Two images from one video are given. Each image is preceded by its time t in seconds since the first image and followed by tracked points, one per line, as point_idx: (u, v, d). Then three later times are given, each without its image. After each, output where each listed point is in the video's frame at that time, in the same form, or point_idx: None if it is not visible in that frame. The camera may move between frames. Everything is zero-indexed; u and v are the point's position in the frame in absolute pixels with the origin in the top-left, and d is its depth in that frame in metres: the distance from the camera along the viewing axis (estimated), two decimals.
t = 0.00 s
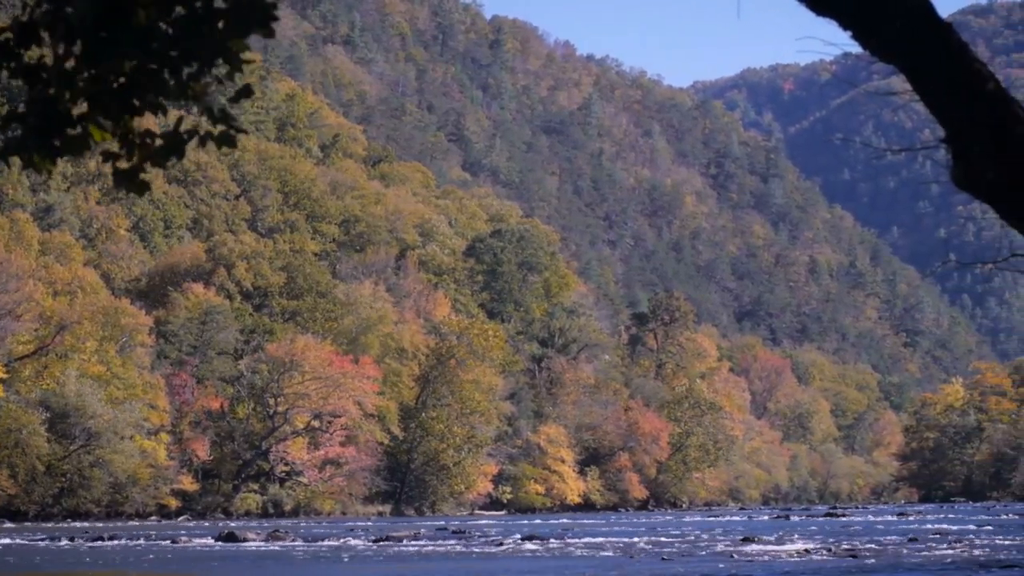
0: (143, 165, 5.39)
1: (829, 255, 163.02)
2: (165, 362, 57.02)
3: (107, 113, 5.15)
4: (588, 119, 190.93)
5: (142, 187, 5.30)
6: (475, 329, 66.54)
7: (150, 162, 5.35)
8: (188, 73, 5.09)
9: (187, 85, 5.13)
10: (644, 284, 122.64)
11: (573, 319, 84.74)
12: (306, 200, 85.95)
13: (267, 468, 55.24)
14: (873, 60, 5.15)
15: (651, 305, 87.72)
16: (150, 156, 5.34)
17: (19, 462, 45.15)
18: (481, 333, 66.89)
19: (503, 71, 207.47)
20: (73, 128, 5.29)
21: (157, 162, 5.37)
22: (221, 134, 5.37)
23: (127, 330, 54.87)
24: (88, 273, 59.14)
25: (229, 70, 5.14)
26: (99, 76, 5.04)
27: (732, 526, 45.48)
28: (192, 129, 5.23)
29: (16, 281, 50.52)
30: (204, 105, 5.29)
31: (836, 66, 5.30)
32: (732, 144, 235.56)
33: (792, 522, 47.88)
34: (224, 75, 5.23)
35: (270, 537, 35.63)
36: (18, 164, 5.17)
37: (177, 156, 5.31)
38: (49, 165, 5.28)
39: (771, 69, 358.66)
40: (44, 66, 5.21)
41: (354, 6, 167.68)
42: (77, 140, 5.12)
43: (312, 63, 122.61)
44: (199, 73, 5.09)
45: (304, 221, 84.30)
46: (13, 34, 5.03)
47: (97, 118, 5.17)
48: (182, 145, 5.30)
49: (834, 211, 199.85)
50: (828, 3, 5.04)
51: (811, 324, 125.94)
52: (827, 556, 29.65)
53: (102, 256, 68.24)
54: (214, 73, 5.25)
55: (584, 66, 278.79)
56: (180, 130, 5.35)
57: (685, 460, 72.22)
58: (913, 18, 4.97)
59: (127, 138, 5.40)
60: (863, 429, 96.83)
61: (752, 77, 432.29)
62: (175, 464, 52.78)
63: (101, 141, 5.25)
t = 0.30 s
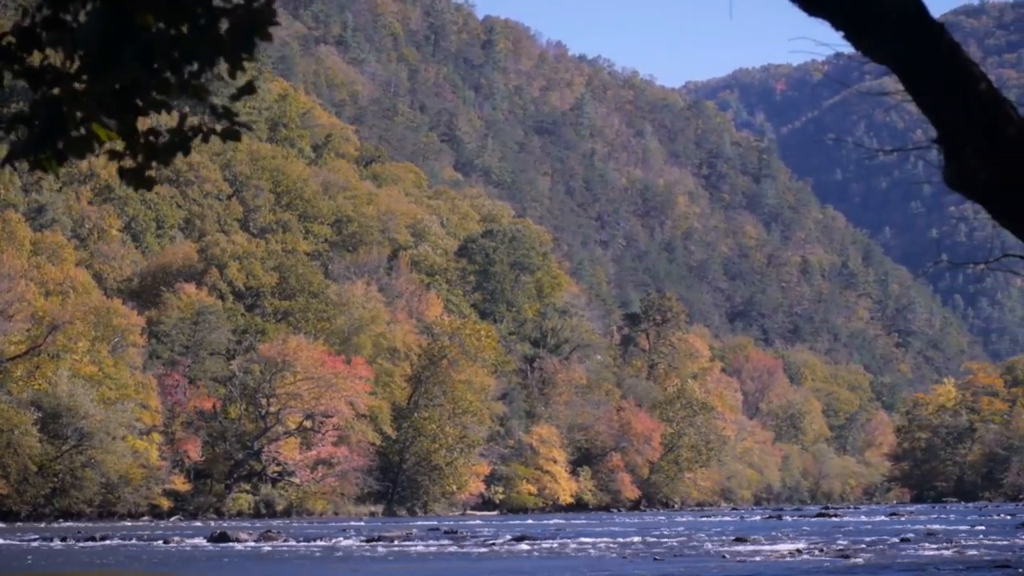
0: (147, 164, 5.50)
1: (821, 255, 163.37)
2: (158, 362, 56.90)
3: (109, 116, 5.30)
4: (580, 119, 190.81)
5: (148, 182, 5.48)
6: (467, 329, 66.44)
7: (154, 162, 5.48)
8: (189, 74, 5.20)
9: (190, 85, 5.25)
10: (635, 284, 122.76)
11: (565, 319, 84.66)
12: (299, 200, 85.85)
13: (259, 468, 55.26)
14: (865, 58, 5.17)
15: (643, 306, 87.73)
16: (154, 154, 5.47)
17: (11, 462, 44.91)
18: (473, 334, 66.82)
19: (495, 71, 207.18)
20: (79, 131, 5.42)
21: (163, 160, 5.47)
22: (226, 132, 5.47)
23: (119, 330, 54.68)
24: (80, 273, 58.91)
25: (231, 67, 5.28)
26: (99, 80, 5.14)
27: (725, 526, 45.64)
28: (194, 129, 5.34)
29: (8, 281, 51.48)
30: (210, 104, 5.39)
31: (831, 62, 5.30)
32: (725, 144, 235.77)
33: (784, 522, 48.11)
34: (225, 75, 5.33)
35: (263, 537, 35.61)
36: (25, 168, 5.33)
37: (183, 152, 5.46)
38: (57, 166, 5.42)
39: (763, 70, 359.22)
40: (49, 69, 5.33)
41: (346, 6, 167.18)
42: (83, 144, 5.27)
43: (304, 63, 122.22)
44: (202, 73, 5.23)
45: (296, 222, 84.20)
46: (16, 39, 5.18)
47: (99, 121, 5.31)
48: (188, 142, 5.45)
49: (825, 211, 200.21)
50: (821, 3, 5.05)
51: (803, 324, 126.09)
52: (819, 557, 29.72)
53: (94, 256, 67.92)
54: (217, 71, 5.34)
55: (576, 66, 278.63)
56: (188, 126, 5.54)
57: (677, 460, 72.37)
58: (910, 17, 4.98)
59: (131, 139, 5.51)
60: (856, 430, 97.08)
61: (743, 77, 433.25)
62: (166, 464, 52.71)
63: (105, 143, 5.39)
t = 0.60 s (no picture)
0: (141, 171, 5.65)
1: (810, 255, 163.70)
2: (147, 362, 56.66)
3: (104, 122, 5.47)
4: (570, 119, 190.71)
5: (142, 189, 5.59)
6: (456, 329, 66.33)
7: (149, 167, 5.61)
8: (183, 84, 5.38)
9: (184, 91, 5.37)
10: (625, 284, 122.86)
11: (555, 319, 84.50)
12: (288, 201, 85.69)
13: (249, 468, 55.15)
14: (854, 60, 5.22)
15: (633, 306, 87.81)
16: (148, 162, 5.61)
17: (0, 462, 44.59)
18: (462, 334, 66.54)
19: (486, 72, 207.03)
20: (70, 139, 5.61)
21: (156, 168, 5.60)
22: (220, 141, 5.58)
23: (109, 330, 54.48)
24: (70, 273, 58.69)
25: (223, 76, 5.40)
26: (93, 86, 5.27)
27: (715, 526, 45.74)
28: (188, 135, 5.48)
29: None
30: (202, 112, 5.51)
31: (820, 64, 5.34)
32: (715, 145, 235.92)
33: (773, 522, 48.32)
34: (217, 81, 5.46)
35: (253, 537, 35.55)
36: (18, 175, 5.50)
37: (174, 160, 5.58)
38: (49, 172, 5.58)
39: (752, 70, 360.00)
40: (39, 77, 5.47)
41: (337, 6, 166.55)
42: (75, 150, 5.42)
43: (294, 63, 121.75)
44: (194, 79, 5.35)
45: (286, 222, 84.01)
46: (8, 44, 5.34)
47: (93, 125, 5.48)
48: (178, 147, 5.53)
49: (815, 211, 200.60)
50: (809, 2, 5.09)
51: (793, 324, 126.28)
52: (809, 556, 29.79)
53: (84, 256, 67.58)
54: (210, 82, 5.47)
55: (566, 66, 278.61)
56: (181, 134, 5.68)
57: (667, 460, 72.57)
58: (898, 17, 4.99)
59: (122, 146, 5.63)
60: (845, 430, 97.45)
61: (732, 78, 434.48)
62: (157, 464, 52.54)
63: (100, 150, 5.55)
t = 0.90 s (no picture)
0: (117, 175, 5.68)
1: (799, 255, 163.94)
2: (135, 362, 56.34)
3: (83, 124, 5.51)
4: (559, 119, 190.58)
5: (118, 195, 5.60)
6: (444, 329, 66.31)
7: (124, 173, 5.65)
8: (164, 86, 5.41)
9: (163, 96, 5.42)
10: (614, 285, 122.87)
11: (543, 319, 84.42)
12: (277, 200, 85.46)
13: (237, 468, 54.94)
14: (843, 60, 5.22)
15: (621, 306, 87.82)
16: (125, 168, 5.65)
17: None
18: (450, 334, 66.61)
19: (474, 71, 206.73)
20: (48, 141, 5.63)
21: (133, 172, 5.63)
22: (195, 143, 5.63)
23: (97, 330, 54.20)
24: (58, 272, 58.35)
25: (201, 83, 5.54)
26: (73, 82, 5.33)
27: (703, 526, 45.79)
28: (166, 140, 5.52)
29: None
30: (180, 117, 5.57)
31: (806, 66, 5.37)
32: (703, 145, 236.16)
33: (760, 522, 48.41)
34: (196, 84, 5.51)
35: (241, 537, 35.41)
36: None
37: (149, 164, 5.64)
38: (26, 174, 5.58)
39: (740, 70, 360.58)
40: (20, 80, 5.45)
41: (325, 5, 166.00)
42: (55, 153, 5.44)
43: (282, 62, 121.27)
44: (174, 85, 5.42)
45: (274, 222, 83.77)
46: None
47: (71, 127, 5.51)
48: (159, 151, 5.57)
49: (803, 211, 201.00)
50: (799, 3, 5.08)
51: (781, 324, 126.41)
52: (797, 556, 29.84)
53: (72, 256, 67.28)
54: (189, 84, 5.50)
55: (555, 66, 278.28)
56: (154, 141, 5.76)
57: (655, 460, 72.61)
58: (884, 18, 4.98)
59: (99, 146, 5.64)
60: (833, 430, 97.70)
61: (719, 77, 435.10)
62: (144, 464, 52.37)
63: (76, 151, 5.57)
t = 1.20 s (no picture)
0: (96, 179, 5.69)
1: (784, 255, 164.35)
2: (120, 362, 56.14)
3: (63, 122, 5.54)
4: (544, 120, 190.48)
5: (94, 199, 5.58)
6: (429, 329, 66.36)
7: (103, 178, 5.64)
8: (146, 87, 5.44)
9: (139, 99, 5.36)
10: (599, 285, 122.91)
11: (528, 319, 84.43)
12: (262, 200, 85.26)
13: (222, 469, 54.93)
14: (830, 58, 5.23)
15: (606, 306, 87.87)
16: (105, 171, 5.66)
17: None
18: (435, 333, 66.59)
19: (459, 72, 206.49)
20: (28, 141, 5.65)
21: (111, 178, 5.63)
22: (176, 147, 5.64)
23: (82, 330, 53.91)
24: (42, 271, 58.01)
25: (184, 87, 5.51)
26: (54, 85, 5.37)
27: (689, 526, 45.91)
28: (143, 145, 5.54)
29: None
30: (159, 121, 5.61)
31: (794, 65, 5.36)
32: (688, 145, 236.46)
33: (745, 522, 48.62)
34: (177, 90, 5.56)
35: (226, 537, 35.35)
36: None
37: (129, 169, 5.64)
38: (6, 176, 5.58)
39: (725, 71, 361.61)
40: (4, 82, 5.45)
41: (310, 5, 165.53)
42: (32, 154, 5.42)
43: (267, 62, 120.81)
44: (153, 88, 5.36)
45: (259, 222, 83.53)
46: None
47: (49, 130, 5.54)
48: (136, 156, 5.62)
49: (787, 211, 201.55)
50: (785, 3, 5.11)
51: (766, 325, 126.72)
52: (784, 557, 29.93)
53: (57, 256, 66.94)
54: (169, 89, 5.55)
55: (540, 66, 278.09)
56: (133, 149, 5.70)
57: (640, 460, 72.75)
58: (868, 18, 5.01)
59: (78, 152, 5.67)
60: (818, 430, 98.10)
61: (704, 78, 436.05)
62: (129, 464, 52.18)
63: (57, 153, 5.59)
